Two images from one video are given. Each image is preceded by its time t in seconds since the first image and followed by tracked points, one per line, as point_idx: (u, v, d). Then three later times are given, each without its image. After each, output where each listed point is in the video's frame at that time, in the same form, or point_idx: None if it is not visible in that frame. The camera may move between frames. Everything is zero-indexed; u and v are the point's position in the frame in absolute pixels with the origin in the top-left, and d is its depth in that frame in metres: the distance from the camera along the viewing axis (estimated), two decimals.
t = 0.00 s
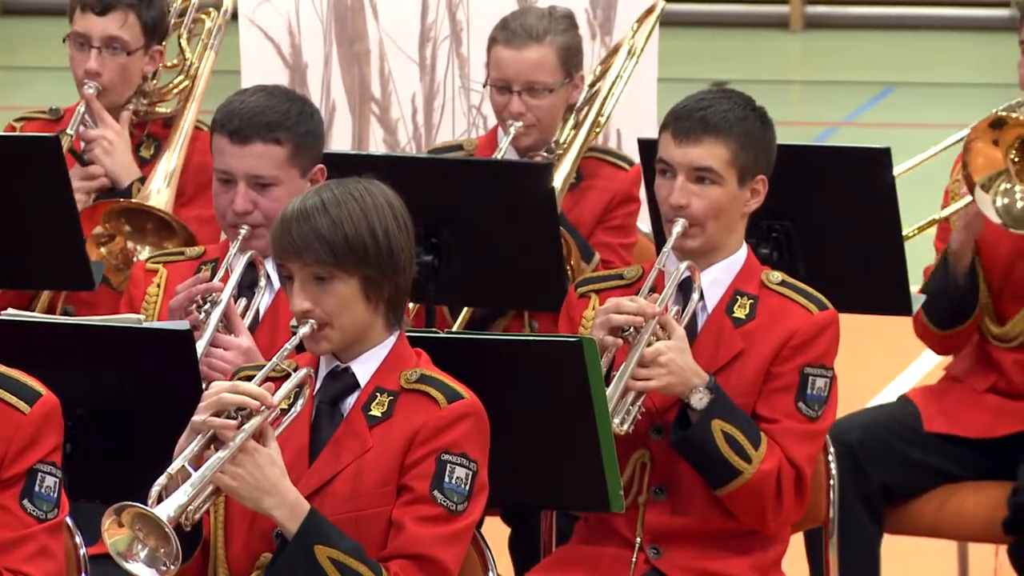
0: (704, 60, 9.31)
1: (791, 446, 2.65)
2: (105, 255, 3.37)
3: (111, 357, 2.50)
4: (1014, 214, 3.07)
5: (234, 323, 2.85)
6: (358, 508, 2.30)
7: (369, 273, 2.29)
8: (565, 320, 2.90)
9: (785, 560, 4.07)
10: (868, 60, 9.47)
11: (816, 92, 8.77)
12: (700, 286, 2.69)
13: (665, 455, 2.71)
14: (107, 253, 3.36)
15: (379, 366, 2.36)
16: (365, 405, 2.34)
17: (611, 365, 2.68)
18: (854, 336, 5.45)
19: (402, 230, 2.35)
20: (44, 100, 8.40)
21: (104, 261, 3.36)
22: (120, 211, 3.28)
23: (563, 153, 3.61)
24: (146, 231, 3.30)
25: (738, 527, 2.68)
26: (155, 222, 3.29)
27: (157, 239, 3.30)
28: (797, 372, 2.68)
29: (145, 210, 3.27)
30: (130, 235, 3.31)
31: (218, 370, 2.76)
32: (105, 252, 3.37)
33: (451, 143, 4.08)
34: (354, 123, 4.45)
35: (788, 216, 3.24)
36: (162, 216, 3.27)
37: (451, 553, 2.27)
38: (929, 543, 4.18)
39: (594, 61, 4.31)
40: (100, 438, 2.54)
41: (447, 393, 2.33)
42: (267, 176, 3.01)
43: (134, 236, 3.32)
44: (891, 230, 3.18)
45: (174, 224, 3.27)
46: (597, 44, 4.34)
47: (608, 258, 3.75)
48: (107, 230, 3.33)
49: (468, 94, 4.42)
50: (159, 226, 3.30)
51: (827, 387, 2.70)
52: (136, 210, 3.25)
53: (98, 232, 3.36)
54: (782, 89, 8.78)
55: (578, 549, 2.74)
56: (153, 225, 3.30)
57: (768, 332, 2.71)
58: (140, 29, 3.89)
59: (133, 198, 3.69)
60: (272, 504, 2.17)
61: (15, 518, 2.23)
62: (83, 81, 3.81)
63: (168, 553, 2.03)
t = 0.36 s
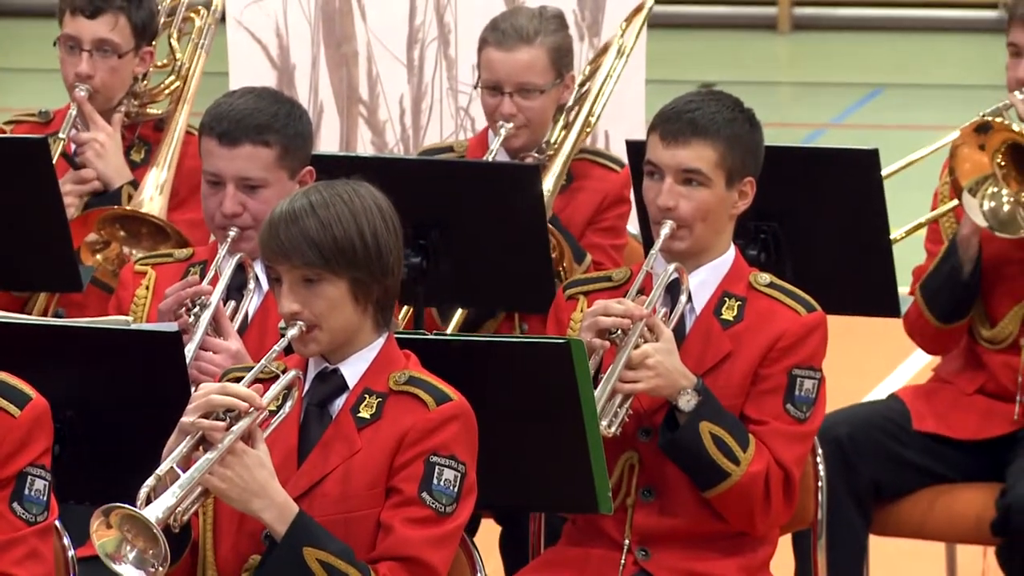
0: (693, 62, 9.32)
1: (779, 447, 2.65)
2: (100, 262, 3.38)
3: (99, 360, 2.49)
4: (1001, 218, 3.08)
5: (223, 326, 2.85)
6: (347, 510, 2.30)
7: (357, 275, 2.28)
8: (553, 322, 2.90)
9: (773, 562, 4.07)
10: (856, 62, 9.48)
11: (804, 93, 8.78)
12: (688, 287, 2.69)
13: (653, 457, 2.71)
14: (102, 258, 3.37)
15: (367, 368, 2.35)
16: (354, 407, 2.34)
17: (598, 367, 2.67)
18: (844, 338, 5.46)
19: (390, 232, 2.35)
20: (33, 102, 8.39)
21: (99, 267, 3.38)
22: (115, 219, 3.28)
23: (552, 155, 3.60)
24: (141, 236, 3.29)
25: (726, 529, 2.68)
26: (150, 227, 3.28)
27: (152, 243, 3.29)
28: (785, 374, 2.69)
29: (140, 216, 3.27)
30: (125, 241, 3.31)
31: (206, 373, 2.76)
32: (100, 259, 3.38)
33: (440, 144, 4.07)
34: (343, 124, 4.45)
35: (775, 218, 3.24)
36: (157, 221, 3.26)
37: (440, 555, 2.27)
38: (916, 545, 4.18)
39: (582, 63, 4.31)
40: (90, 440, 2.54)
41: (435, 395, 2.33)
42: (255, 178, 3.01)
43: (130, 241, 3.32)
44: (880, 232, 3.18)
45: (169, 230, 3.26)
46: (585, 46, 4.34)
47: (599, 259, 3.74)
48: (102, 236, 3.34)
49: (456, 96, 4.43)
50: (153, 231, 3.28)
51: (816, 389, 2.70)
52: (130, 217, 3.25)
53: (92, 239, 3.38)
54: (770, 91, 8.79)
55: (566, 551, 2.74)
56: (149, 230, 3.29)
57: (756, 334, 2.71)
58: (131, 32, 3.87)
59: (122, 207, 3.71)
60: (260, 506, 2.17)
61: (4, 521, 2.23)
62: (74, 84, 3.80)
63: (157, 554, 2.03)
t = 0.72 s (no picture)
0: (676, 71, 9.33)
1: (761, 457, 2.65)
2: (79, 274, 3.36)
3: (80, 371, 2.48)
4: (983, 226, 3.08)
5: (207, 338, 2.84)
6: (329, 520, 2.30)
7: (339, 285, 2.28)
8: (535, 332, 2.90)
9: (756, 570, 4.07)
10: (839, 71, 9.50)
11: (787, 103, 8.79)
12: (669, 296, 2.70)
13: (635, 466, 2.71)
14: (81, 270, 3.35)
15: (349, 378, 2.34)
16: (336, 417, 2.33)
17: (580, 376, 2.67)
18: (826, 347, 5.47)
19: (372, 242, 2.35)
20: (16, 112, 8.37)
21: (78, 278, 3.36)
22: (95, 231, 3.28)
23: (533, 163, 3.60)
24: (119, 249, 3.29)
25: (709, 539, 2.68)
26: (128, 241, 3.28)
27: (130, 256, 3.29)
28: (767, 383, 2.68)
29: (119, 229, 3.26)
30: (103, 254, 3.30)
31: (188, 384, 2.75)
32: (79, 271, 3.36)
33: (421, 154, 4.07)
34: (325, 134, 4.44)
35: (759, 227, 3.24)
36: (135, 235, 3.25)
37: (423, 565, 2.26)
38: (898, 553, 4.19)
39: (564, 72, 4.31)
40: (71, 450, 2.53)
41: (418, 404, 2.32)
42: (238, 187, 3.00)
43: (107, 255, 3.31)
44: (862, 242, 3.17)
45: (147, 244, 3.26)
46: (567, 54, 4.35)
47: (584, 265, 3.70)
48: (80, 248, 3.32)
49: (439, 105, 4.44)
50: (132, 245, 3.28)
51: (797, 397, 2.70)
52: (109, 230, 3.24)
53: (70, 251, 3.35)
54: (754, 100, 8.80)
55: (549, 560, 2.73)
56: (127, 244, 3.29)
57: (738, 343, 2.71)
58: (110, 43, 3.87)
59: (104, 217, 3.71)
60: (243, 518, 2.16)
61: None
62: (54, 96, 3.79)
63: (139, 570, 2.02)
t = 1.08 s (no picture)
0: (647, 80, 9.35)
1: (732, 465, 2.65)
2: (43, 275, 3.35)
3: (49, 380, 2.47)
4: (955, 235, 3.08)
5: (178, 345, 2.83)
6: (300, 528, 2.29)
7: (310, 292, 2.27)
8: (506, 340, 2.91)
9: None
10: (809, 79, 9.53)
11: (758, 111, 8.82)
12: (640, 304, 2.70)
13: (607, 475, 2.71)
14: (46, 272, 3.34)
15: (320, 386, 2.34)
16: (308, 424, 2.32)
17: (552, 384, 2.67)
18: (797, 355, 5.48)
19: (343, 249, 2.34)
20: None
21: (44, 281, 3.35)
22: (59, 234, 3.28)
23: (501, 172, 3.60)
24: (83, 252, 3.29)
25: (679, 547, 2.68)
26: (93, 244, 3.28)
27: (94, 259, 3.29)
28: (738, 391, 2.69)
29: (83, 233, 3.26)
30: (67, 257, 3.30)
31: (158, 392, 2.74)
32: (43, 273, 3.35)
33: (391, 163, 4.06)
34: (296, 141, 4.45)
35: (729, 235, 3.26)
36: (100, 240, 3.26)
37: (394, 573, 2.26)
38: (869, 561, 4.20)
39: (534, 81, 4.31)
40: (41, 458, 2.52)
41: (389, 412, 2.32)
42: (209, 196, 2.99)
43: (71, 257, 3.31)
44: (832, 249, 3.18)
45: (113, 248, 3.26)
46: (539, 62, 4.34)
47: (551, 273, 3.73)
48: (44, 251, 3.32)
49: (410, 114, 4.44)
50: (96, 248, 3.28)
51: (768, 406, 2.71)
52: (73, 233, 3.24)
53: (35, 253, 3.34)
54: (724, 108, 8.82)
55: (520, 569, 2.73)
56: (91, 246, 3.29)
57: (710, 351, 2.71)
58: (79, 49, 3.85)
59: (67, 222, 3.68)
60: (215, 524, 2.16)
61: None
62: (22, 101, 3.80)
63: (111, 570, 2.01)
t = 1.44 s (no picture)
0: (627, 87, 9.37)
1: (713, 472, 2.65)
2: (24, 282, 3.31)
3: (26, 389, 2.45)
4: (938, 242, 3.09)
5: (156, 350, 2.82)
6: (281, 535, 2.29)
7: (289, 300, 2.27)
8: (485, 347, 2.91)
9: None
10: (788, 85, 9.55)
11: (737, 117, 8.83)
12: (620, 311, 2.70)
13: (587, 482, 2.71)
14: (24, 279, 3.31)
15: (301, 393, 2.33)
16: (288, 432, 2.32)
17: (532, 392, 2.67)
18: (777, 361, 5.49)
19: (321, 256, 2.34)
20: None
21: (24, 288, 3.31)
22: (38, 241, 3.27)
23: (482, 179, 3.58)
24: (64, 258, 3.30)
25: (660, 553, 2.68)
26: (73, 249, 3.28)
27: (75, 265, 3.30)
28: (718, 398, 2.69)
29: (64, 239, 3.26)
30: (48, 262, 3.30)
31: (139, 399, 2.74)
32: (23, 279, 3.31)
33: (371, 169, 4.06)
34: (275, 148, 4.46)
35: (708, 242, 3.25)
36: (81, 246, 3.26)
37: None
38: (849, 566, 4.20)
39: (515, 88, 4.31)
40: (19, 467, 2.50)
41: (368, 419, 2.31)
42: (188, 203, 2.98)
43: (52, 263, 3.31)
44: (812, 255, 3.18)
45: (93, 253, 3.27)
46: (518, 69, 4.33)
47: (531, 280, 3.70)
48: (24, 257, 3.29)
49: (389, 120, 4.42)
50: (76, 253, 3.29)
51: (748, 412, 2.71)
52: (54, 240, 3.24)
53: (14, 259, 3.30)
54: (703, 114, 8.83)
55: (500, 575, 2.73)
56: (72, 252, 3.30)
57: (690, 357, 2.72)
58: (54, 56, 3.83)
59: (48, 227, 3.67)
60: (196, 536, 2.15)
61: None
62: None
63: None
